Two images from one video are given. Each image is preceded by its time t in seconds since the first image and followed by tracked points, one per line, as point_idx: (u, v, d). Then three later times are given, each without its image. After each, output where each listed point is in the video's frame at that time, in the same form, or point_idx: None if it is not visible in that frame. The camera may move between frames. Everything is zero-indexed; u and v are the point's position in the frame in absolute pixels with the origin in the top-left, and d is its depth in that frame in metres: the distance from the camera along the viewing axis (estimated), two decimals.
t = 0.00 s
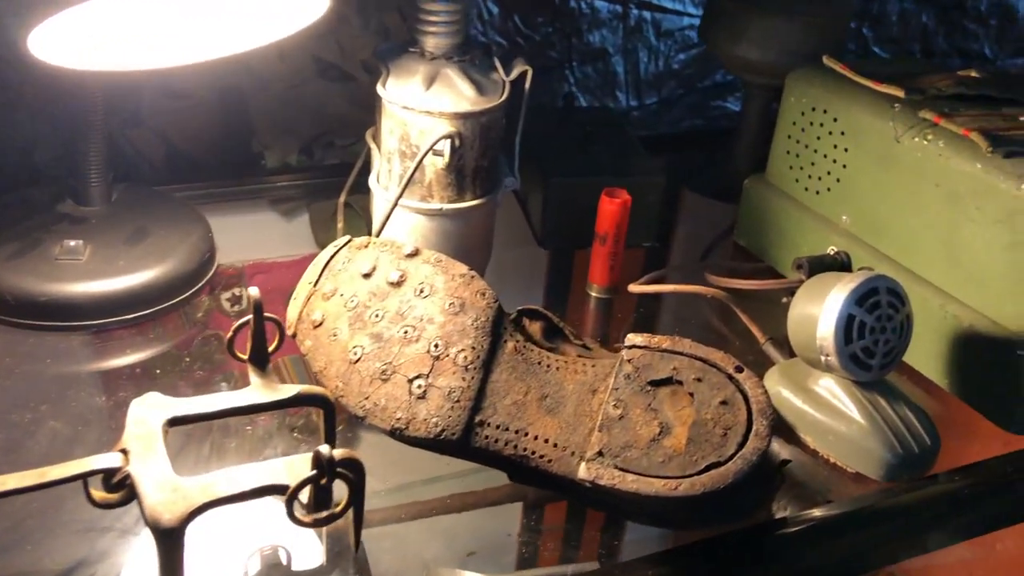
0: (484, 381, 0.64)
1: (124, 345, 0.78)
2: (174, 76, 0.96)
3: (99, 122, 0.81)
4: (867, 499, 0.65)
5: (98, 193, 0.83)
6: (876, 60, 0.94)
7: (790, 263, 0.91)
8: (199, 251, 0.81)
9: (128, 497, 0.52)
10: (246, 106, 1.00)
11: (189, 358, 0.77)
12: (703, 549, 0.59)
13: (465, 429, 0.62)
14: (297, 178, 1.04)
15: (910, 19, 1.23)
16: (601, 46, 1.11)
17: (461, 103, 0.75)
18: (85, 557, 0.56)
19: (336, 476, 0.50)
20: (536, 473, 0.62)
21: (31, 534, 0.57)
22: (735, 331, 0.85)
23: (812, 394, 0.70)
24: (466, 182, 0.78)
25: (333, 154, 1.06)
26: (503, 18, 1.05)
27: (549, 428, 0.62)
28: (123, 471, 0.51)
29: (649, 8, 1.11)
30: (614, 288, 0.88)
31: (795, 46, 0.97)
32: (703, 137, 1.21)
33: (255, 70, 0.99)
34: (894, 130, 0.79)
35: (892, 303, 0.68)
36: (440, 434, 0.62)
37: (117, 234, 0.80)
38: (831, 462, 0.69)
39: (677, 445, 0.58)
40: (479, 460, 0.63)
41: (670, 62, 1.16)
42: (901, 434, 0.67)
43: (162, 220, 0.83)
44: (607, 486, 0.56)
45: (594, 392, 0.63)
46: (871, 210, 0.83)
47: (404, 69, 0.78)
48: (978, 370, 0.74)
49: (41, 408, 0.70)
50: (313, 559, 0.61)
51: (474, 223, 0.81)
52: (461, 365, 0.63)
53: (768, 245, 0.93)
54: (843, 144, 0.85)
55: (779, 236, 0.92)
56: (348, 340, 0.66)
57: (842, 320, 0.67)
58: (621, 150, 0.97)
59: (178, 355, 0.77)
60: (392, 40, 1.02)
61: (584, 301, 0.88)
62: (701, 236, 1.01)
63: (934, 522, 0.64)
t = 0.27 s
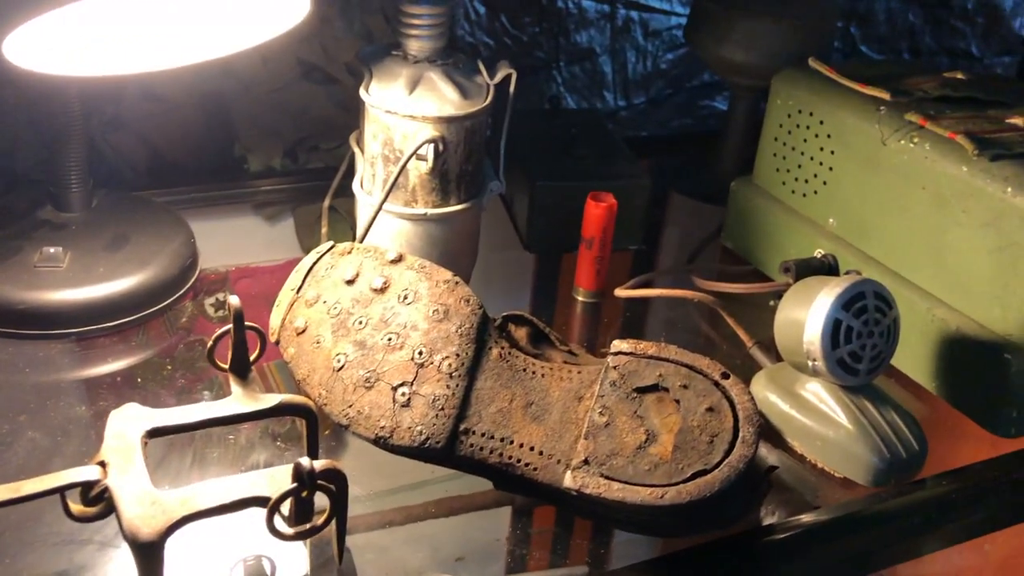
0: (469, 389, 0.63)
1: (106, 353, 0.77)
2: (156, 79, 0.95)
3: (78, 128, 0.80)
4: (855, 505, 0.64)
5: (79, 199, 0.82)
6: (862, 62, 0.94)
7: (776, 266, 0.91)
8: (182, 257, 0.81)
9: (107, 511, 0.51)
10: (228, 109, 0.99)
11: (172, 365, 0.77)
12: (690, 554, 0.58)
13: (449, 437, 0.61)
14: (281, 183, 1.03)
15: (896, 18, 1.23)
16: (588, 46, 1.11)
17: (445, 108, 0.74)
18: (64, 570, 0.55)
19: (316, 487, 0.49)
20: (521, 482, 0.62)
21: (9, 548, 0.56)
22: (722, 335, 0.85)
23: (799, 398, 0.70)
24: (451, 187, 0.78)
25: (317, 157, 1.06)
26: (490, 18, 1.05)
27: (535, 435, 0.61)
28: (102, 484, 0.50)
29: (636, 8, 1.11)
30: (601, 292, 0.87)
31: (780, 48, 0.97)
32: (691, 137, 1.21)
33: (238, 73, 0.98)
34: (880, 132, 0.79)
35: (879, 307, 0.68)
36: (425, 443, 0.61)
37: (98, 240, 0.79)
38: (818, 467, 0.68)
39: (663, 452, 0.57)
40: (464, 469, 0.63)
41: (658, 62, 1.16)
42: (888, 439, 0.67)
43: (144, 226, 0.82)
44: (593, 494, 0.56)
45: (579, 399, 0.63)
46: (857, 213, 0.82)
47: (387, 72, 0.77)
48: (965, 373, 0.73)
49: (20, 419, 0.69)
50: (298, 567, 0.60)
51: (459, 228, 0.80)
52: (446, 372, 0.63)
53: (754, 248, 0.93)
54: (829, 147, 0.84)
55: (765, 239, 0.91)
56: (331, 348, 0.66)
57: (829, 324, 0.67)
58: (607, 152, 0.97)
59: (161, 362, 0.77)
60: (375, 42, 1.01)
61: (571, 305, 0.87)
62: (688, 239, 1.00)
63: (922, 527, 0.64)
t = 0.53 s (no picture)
0: (463, 391, 0.63)
1: (98, 356, 0.76)
2: (147, 80, 0.94)
3: (69, 129, 0.80)
4: (850, 505, 0.64)
5: (69, 201, 0.81)
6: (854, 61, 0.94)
7: (770, 266, 0.91)
8: (174, 259, 0.80)
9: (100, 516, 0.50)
10: (220, 110, 0.99)
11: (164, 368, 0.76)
12: (686, 555, 0.58)
13: (444, 440, 0.61)
14: (273, 184, 1.02)
15: (888, 16, 1.23)
16: (580, 46, 1.10)
17: (438, 108, 0.74)
18: None
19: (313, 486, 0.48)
20: (516, 484, 0.61)
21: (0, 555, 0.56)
22: (716, 335, 0.85)
23: (793, 398, 0.70)
24: (444, 188, 0.77)
25: (310, 158, 1.05)
26: (483, 18, 1.04)
27: (530, 437, 0.61)
28: (94, 490, 0.50)
29: (628, 8, 1.11)
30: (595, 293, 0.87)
31: (773, 48, 0.97)
32: (684, 137, 1.21)
33: (229, 73, 0.97)
34: (873, 132, 0.79)
35: (873, 307, 0.68)
36: (419, 445, 0.61)
37: (89, 243, 0.79)
38: (813, 467, 0.68)
39: (659, 454, 0.57)
40: (458, 471, 0.62)
41: (650, 61, 1.16)
42: (883, 439, 0.67)
43: (135, 228, 0.82)
44: (588, 497, 0.56)
45: (574, 400, 0.62)
46: (851, 212, 0.82)
47: (380, 73, 0.77)
48: (959, 373, 0.74)
49: (11, 423, 0.69)
50: (292, 571, 0.59)
51: (453, 229, 0.80)
52: (440, 374, 0.63)
53: (748, 248, 0.93)
54: (822, 147, 0.84)
55: (759, 239, 0.91)
56: (325, 350, 0.66)
57: (823, 324, 0.67)
58: (600, 153, 0.97)
59: (153, 365, 0.76)
60: (368, 43, 1.01)
61: (565, 306, 0.87)
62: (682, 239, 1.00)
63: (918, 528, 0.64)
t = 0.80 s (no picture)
0: (457, 394, 0.63)
1: (92, 359, 0.76)
2: (140, 82, 0.94)
3: (64, 131, 0.80)
4: (843, 506, 0.65)
5: (64, 203, 0.81)
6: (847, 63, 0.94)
7: (763, 267, 0.91)
8: (169, 261, 0.80)
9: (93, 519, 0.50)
10: (214, 111, 0.99)
11: (159, 370, 0.76)
12: (680, 557, 0.58)
13: (438, 443, 0.61)
14: (267, 186, 1.02)
15: (881, 17, 1.23)
16: (574, 47, 1.11)
17: (432, 111, 0.74)
18: None
19: (307, 490, 0.48)
20: (511, 486, 0.62)
21: None
22: (709, 336, 0.85)
23: (786, 400, 0.70)
24: (438, 190, 0.78)
25: (304, 160, 1.05)
26: (477, 19, 1.05)
27: (523, 440, 0.61)
28: (88, 493, 0.50)
29: (622, 8, 1.11)
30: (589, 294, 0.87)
31: (766, 50, 0.97)
32: (678, 138, 1.21)
33: (222, 75, 0.97)
34: (866, 134, 0.79)
35: (865, 309, 0.68)
36: (414, 448, 0.61)
37: (83, 245, 0.78)
38: (806, 469, 0.69)
39: (652, 456, 0.57)
40: (453, 474, 0.62)
41: (644, 62, 1.16)
42: (876, 440, 0.67)
43: (130, 230, 0.82)
44: (582, 499, 0.56)
45: (568, 403, 0.63)
46: (843, 214, 0.83)
47: (374, 76, 0.77)
48: (951, 373, 0.74)
49: (6, 426, 0.69)
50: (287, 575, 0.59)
51: (447, 231, 0.80)
52: (434, 377, 0.63)
53: (740, 249, 0.93)
54: (815, 149, 0.85)
55: (752, 240, 0.92)
56: (319, 353, 0.66)
57: (816, 326, 0.67)
58: (594, 154, 0.97)
59: (146, 368, 0.76)
60: (362, 44, 1.01)
61: (559, 308, 0.87)
62: (675, 240, 1.01)
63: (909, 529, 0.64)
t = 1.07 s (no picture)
0: (457, 393, 0.63)
1: (94, 358, 0.77)
2: (141, 83, 0.95)
3: (65, 132, 0.81)
4: (839, 505, 0.65)
5: (66, 203, 0.82)
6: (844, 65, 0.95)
7: (761, 268, 0.92)
8: (170, 261, 0.81)
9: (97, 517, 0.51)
10: (215, 112, 1.00)
11: (161, 369, 0.77)
12: (678, 555, 0.59)
13: (438, 441, 0.62)
14: (267, 187, 1.03)
15: (879, 19, 1.24)
16: (573, 48, 1.11)
17: (432, 113, 0.75)
18: None
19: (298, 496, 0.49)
20: (510, 485, 0.62)
21: None
22: (708, 336, 0.86)
23: (783, 399, 0.71)
24: (438, 191, 0.78)
25: (305, 160, 1.05)
26: (476, 20, 1.05)
27: (523, 439, 0.62)
28: (91, 491, 0.50)
29: (621, 10, 1.12)
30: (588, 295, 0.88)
31: (764, 52, 0.98)
32: (676, 139, 1.22)
33: (223, 76, 0.98)
34: (863, 136, 0.80)
35: (862, 309, 0.69)
36: (414, 447, 0.61)
37: (85, 245, 0.79)
38: (803, 468, 0.69)
39: (650, 455, 0.58)
40: (453, 472, 0.63)
41: (643, 63, 1.16)
42: (873, 440, 0.68)
43: (131, 230, 0.82)
44: (581, 497, 0.57)
45: (567, 402, 0.63)
46: (841, 216, 0.83)
47: (374, 78, 0.77)
48: (947, 373, 0.75)
49: (9, 424, 0.69)
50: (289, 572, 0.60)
51: (447, 232, 0.80)
52: (434, 376, 0.63)
53: (739, 250, 0.94)
54: (813, 151, 0.85)
55: (750, 241, 0.92)
56: (320, 352, 0.66)
57: (813, 326, 0.67)
58: (592, 155, 0.98)
59: (148, 367, 0.77)
60: (361, 45, 1.01)
61: (558, 309, 0.88)
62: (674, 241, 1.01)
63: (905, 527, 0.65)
